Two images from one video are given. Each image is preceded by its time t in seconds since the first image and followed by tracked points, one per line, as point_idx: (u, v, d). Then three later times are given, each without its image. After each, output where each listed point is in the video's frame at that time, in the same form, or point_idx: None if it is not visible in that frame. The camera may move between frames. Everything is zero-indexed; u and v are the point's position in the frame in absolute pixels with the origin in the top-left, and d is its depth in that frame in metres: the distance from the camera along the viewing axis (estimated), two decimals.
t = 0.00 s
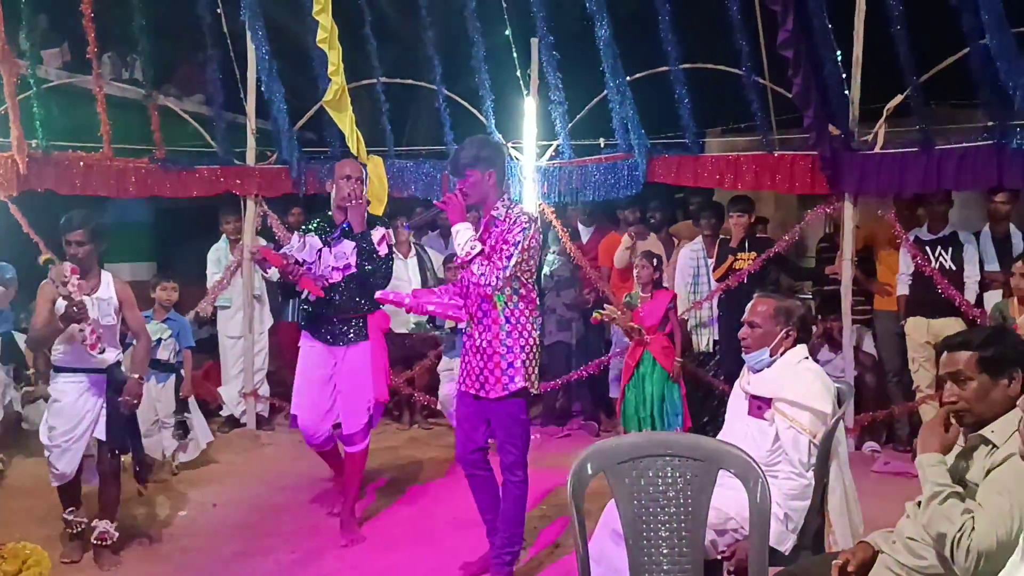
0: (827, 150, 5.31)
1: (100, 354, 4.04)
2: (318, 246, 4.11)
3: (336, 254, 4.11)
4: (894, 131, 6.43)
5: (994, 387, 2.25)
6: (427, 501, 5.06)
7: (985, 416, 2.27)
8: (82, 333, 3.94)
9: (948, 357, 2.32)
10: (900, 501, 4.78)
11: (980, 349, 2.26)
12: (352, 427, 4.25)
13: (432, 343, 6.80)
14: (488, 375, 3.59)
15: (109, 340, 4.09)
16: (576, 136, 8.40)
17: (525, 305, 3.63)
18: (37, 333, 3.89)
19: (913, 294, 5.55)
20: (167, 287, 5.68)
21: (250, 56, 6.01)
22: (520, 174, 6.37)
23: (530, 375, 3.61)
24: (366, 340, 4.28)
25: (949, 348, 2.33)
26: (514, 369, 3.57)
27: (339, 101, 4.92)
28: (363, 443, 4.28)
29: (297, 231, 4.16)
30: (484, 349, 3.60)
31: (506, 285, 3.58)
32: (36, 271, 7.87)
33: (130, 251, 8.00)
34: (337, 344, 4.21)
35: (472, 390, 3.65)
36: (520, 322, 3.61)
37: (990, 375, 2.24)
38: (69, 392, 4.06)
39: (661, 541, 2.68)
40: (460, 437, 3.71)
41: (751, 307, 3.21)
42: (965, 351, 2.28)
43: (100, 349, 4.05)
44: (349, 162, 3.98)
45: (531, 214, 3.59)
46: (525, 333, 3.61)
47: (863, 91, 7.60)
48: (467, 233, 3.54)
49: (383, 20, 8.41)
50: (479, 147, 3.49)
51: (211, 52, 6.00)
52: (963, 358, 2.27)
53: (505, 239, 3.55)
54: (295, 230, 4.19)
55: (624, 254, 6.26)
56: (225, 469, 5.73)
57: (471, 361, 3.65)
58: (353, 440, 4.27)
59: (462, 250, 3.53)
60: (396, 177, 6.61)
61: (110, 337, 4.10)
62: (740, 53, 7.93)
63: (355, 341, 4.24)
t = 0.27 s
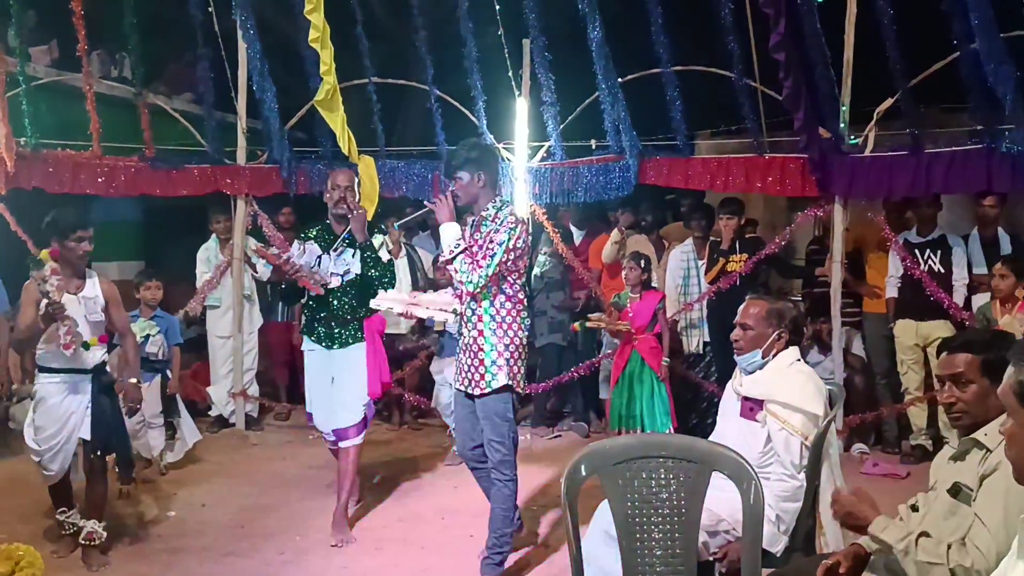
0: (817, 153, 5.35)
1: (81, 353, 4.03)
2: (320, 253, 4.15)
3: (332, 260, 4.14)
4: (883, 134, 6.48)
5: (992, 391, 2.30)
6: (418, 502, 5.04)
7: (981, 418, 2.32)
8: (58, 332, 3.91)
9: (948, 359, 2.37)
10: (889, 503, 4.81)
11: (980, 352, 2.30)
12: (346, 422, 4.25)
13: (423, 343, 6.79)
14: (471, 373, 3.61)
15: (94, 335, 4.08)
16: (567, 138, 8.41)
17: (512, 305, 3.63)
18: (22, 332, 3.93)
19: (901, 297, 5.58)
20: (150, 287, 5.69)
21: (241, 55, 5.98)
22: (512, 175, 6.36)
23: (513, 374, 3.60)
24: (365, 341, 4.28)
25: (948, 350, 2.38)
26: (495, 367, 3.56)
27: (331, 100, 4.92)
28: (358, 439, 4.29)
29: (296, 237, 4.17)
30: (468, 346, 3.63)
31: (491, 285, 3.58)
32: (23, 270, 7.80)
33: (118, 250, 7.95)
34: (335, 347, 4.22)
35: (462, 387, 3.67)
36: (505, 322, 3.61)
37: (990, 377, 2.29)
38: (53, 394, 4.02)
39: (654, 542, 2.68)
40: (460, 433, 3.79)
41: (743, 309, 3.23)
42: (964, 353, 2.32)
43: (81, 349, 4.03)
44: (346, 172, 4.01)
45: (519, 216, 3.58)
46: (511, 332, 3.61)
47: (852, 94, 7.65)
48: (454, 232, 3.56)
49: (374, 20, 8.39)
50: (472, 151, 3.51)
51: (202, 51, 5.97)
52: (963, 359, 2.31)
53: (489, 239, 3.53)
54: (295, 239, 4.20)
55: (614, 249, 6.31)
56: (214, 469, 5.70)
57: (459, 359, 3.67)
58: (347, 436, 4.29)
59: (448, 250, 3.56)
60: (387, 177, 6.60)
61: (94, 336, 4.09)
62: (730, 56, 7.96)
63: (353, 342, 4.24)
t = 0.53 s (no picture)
0: (805, 155, 5.38)
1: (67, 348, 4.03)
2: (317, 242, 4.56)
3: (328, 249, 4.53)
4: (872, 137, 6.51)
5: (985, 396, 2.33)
6: (407, 502, 5.03)
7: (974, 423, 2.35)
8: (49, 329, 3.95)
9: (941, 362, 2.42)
10: (876, 503, 4.84)
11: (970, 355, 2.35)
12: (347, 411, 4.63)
13: (413, 343, 6.78)
14: (459, 369, 3.63)
15: (82, 335, 4.12)
16: (558, 138, 8.42)
17: (500, 305, 3.64)
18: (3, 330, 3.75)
19: (889, 298, 5.60)
20: (132, 284, 5.56)
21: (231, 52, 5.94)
22: (503, 175, 6.38)
23: (500, 371, 3.60)
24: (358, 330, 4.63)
25: (941, 355, 2.43)
26: (481, 364, 3.57)
27: (321, 99, 4.91)
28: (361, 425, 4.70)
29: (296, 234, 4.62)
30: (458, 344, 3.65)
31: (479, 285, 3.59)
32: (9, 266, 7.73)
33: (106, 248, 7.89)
34: (330, 334, 4.59)
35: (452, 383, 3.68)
36: (492, 321, 3.62)
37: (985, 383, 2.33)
38: (38, 390, 4.00)
39: (644, 543, 2.69)
40: (460, 426, 3.78)
41: (734, 310, 3.24)
42: (958, 356, 2.37)
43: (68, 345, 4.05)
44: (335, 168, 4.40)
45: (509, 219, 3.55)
46: (498, 331, 3.62)
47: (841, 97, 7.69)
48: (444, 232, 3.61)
49: (365, 18, 8.36)
50: (466, 156, 3.49)
51: (192, 48, 5.93)
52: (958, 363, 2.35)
53: (478, 242, 3.52)
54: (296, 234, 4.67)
55: (605, 250, 5.98)
56: (203, 468, 5.68)
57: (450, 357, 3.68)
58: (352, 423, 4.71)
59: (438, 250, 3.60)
60: (378, 176, 6.58)
61: (78, 332, 4.12)
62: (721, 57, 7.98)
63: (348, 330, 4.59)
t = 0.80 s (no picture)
0: (802, 152, 5.38)
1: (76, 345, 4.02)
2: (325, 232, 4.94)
3: (334, 240, 4.92)
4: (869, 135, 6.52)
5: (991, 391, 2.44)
6: (406, 500, 5.03)
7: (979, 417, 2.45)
8: (62, 323, 3.95)
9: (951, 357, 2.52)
10: (874, 499, 4.84)
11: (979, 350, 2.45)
12: (365, 409, 5.04)
13: (411, 341, 6.78)
14: (466, 364, 3.62)
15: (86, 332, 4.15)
16: (555, 136, 8.43)
17: (506, 300, 3.66)
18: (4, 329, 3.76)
19: (887, 296, 5.62)
20: (132, 283, 5.54)
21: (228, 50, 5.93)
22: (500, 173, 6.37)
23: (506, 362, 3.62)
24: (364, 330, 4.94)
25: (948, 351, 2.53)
26: (490, 357, 3.58)
27: (318, 97, 4.91)
28: (381, 418, 5.10)
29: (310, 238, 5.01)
30: (464, 340, 3.64)
31: (485, 281, 3.60)
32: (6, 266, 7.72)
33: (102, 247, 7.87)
34: (337, 331, 4.92)
35: (457, 378, 3.66)
36: (500, 316, 3.63)
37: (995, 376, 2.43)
38: (43, 390, 3.99)
39: (642, 540, 2.69)
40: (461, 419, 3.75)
41: (732, 307, 3.25)
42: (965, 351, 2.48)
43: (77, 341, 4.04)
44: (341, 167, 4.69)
45: (512, 216, 3.57)
46: (505, 326, 3.63)
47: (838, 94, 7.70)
48: (450, 229, 3.66)
49: (362, 16, 8.35)
50: (469, 155, 3.50)
51: (188, 46, 5.93)
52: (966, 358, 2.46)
53: (484, 239, 3.52)
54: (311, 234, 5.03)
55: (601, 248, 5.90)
56: (201, 466, 5.67)
57: (455, 353, 3.66)
58: (372, 419, 5.12)
59: (449, 247, 3.64)
60: (376, 174, 6.62)
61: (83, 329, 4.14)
62: (718, 55, 7.99)
63: (355, 328, 4.94)
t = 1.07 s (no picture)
0: (799, 151, 5.37)
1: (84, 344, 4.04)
2: (334, 232, 4.92)
3: (345, 241, 4.91)
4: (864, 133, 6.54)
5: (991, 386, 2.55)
6: (403, 498, 5.03)
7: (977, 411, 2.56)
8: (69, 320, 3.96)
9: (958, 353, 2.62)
10: (871, 498, 4.85)
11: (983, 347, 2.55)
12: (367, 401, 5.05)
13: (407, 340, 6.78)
14: (471, 354, 3.80)
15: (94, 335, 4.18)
16: (552, 135, 8.44)
17: (508, 292, 3.86)
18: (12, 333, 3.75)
19: (883, 294, 5.64)
20: (139, 280, 5.61)
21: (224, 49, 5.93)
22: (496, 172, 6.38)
23: (510, 355, 3.80)
24: (371, 325, 4.99)
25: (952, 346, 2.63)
26: (495, 347, 3.77)
27: (314, 96, 4.93)
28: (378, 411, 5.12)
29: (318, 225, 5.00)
30: (471, 330, 3.83)
31: (490, 273, 3.82)
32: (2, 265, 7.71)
33: (99, 246, 7.86)
34: (349, 328, 4.96)
35: (462, 368, 3.84)
36: (503, 308, 3.83)
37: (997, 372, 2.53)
38: (53, 391, 4.00)
39: (637, 538, 2.70)
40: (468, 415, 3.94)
41: (723, 305, 3.26)
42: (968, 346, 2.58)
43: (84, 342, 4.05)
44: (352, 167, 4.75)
45: (516, 209, 3.81)
46: (508, 318, 3.83)
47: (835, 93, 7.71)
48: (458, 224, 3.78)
49: (359, 16, 8.36)
50: (478, 151, 3.75)
51: (185, 44, 5.92)
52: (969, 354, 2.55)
53: (490, 231, 3.74)
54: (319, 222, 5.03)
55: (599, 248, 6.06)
56: (199, 465, 5.68)
57: (462, 344, 3.85)
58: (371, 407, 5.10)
59: (453, 240, 3.77)
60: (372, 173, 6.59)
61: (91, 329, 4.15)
62: (714, 55, 8.01)
63: (365, 325, 4.97)
